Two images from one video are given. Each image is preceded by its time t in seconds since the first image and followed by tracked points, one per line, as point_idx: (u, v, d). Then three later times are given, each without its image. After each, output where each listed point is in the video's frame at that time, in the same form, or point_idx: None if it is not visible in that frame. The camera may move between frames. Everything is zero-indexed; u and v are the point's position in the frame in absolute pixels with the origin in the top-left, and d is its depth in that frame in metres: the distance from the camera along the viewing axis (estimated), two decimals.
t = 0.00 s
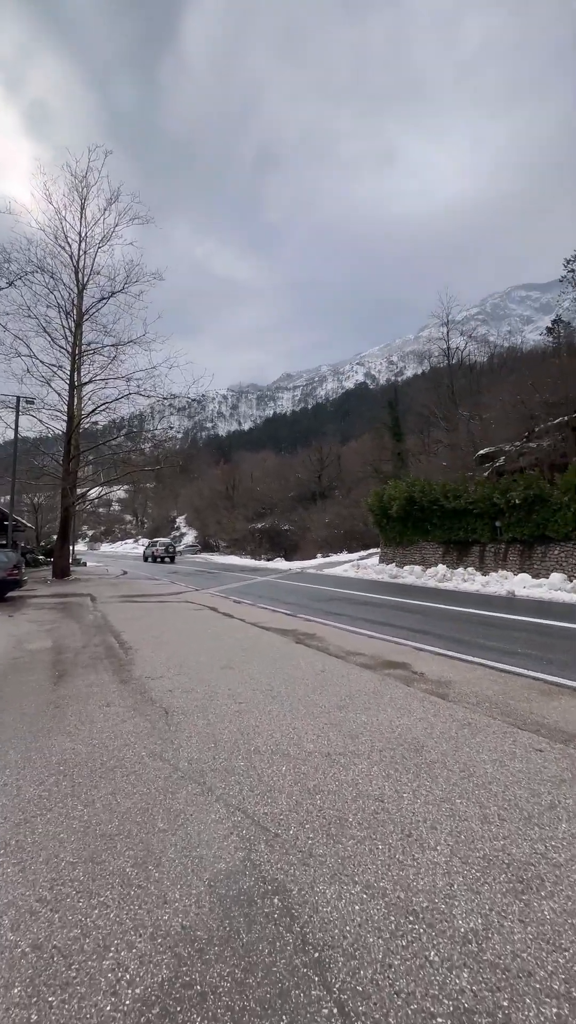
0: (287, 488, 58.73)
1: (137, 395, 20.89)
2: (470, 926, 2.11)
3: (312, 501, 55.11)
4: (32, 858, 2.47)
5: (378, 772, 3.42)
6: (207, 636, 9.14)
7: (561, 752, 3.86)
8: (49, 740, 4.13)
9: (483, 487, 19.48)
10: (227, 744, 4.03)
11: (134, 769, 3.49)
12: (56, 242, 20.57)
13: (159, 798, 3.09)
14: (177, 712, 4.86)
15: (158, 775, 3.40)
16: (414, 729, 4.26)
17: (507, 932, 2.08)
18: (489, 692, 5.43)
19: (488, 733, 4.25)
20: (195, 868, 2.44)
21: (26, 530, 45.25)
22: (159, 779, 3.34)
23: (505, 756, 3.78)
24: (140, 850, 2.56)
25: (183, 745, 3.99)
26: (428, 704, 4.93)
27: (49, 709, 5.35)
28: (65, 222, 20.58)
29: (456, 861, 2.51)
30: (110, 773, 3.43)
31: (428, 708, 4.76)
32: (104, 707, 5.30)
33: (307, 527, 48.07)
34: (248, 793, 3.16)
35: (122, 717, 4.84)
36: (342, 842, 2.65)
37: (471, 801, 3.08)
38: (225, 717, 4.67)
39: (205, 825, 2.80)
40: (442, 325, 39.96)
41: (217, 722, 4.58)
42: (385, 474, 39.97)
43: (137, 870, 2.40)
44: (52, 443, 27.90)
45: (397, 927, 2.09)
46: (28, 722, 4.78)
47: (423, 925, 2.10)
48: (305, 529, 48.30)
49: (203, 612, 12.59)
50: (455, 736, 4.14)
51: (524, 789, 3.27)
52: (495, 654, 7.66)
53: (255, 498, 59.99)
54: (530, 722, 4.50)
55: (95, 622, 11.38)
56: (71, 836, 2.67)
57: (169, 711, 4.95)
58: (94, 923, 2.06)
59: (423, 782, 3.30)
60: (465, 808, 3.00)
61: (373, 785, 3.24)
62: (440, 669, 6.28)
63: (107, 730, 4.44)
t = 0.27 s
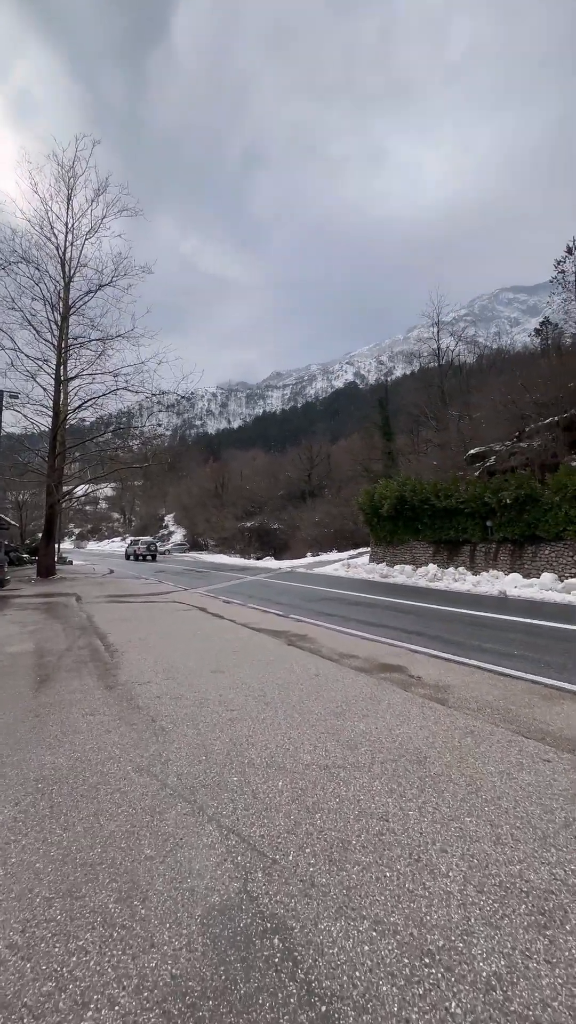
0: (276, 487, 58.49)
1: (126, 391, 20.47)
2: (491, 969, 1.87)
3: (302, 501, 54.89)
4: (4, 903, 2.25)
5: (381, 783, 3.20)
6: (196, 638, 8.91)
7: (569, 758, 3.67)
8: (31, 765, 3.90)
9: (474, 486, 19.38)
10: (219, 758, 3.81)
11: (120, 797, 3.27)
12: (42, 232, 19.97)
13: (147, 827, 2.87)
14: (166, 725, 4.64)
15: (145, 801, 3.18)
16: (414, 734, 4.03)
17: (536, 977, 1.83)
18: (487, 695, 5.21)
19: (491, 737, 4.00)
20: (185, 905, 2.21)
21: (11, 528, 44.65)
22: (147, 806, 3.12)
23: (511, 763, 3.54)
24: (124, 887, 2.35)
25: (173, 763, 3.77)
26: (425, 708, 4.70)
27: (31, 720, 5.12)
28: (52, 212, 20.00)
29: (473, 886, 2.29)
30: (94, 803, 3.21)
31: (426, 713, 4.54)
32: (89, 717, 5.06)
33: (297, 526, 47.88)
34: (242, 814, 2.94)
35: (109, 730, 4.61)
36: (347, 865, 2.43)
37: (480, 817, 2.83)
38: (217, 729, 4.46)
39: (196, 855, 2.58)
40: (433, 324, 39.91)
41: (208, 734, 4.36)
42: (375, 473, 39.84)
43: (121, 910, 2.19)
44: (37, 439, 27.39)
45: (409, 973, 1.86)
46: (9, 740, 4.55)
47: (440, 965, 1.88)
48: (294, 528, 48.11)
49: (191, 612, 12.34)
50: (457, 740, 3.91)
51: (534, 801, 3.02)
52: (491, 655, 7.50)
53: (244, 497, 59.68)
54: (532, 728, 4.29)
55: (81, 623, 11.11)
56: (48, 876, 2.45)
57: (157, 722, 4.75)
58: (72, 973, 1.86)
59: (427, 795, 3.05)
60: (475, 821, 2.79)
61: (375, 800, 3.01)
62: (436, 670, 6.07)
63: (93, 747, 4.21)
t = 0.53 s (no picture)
0: (278, 484, 58.26)
1: (126, 384, 20.00)
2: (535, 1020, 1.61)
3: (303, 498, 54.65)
4: None
5: (395, 791, 2.98)
6: (197, 637, 8.71)
7: None
8: (24, 781, 3.70)
9: (479, 482, 19.13)
10: (222, 767, 3.59)
11: (117, 815, 3.06)
12: (39, 221, 19.61)
13: (144, 849, 2.66)
14: (166, 730, 4.44)
15: (144, 819, 2.97)
16: (427, 738, 3.79)
17: None
18: (502, 696, 4.97)
19: (509, 742, 3.75)
20: (185, 938, 2.00)
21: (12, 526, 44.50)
22: (145, 825, 2.91)
23: (533, 771, 3.29)
24: (118, 919, 2.14)
25: (174, 774, 3.56)
26: (437, 709, 4.47)
27: (26, 725, 4.91)
28: (49, 200, 19.75)
29: (504, 912, 2.05)
30: (89, 822, 3.00)
31: (438, 715, 4.30)
32: (86, 722, 4.85)
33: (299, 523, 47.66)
34: (247, 831, 2.72)
35: (107, 737, 4.40)
36: (364, 888, 2.21)
37: (505, 833, 2.57)
38: (219, 734, 4.26)
39: (198, 879, 2.37)
40: (435, 319, 39.56)
41: (210, 740, 4.16)
42: (377, 470, 39.57)
43: (115, 947, 1.98)
44: (37, 436, 27.19)
45: None
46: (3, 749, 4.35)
47: (475, 1015, 1.63)
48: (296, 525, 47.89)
49: (192, 610, 12.13)
50: (472, 746, 3.67)
51: (561, 814, 2.77)
52: (501, 655, 7.27)
53: (245, 494, 59.44)
54: (552, 732, 4.05)
55: (80, 621, 10.92)
56: (35, 913, 2.24)
57: (157, 728, 4.55)
58: None
59: (445, 807, 2.80)
60: (501, 836, 2.55)
61: (389, 812, 2.77)
62: (447, 671, 5.83)
63: (90, 757, 4.01)
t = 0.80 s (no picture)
0: (296, 480, 57.97)
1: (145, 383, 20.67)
2: None
3: (323, 493, 54.26)
4: None
5: (442, 810, 2.68)
6: (220, 635, 8.51)
7: None
8: (42, 790, 3.52)
9: (506, 475, 18.59)
10: (248, 778, 3.35)
11: (137, 835, 2.83)
12: (57, 223, 20.17)
13: (167, 874, 2.42)
14: (189, 735, 4.22)
15: (166, 840, 2.73)
16: (469, 748, 3.49)
17: None
18: (546, 700, 4.63)
19: (562, 754, 3.43)
20: (213, 988, 1.75)
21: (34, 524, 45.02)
22: (168, 846, 2.68)
23: None
24: (139, 961, 1.91)
25: (196, 786, 3.31)
26: (477, 715, 4.16)
27: (44, 729, 4.73)
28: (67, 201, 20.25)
29: None
30: (109, 842, 2.78)
31: (480, 722, 3.99)
32: (106, 727, 4.64)
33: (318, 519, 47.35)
34: (279, 854, 2.47)
35: (130, 743, 4.21)
36: (416, 928, 1.92)
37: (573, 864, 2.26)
38: (245, 740, 4.02)
39: (226, 911, 2.12)
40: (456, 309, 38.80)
41: (236, 746, 3.92)
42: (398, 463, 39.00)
43: (135, 994, 1.76)
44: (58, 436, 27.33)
45: None
46: (21, 754, 4.19)
47: None
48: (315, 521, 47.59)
49: (214, 607, 11.95)
50: (522, 758, 3.36)
51: None
52: (538, 654, 6.91)
53: (264, 489, 59.34)
54: None
55: (101, 619, 10.81)
56: (47, 951, 2.03)
57: (179, 732, 4.34)
58: None
59: (499, 830, 2.50)
60: (567, 867, 2.24)
61: (436, 835, 2.48)
62: (484, 672, 5.51)
63: (111, 764, 3.80)
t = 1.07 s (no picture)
0: (326, 474, 57.57)
1: (172, 377, 21.62)
2: None
3: (353, 487, 53.73)
4: None
5: (510, 839, 2.40)
6: (254, 633, 8.33)
7: None
8: (77, 802, 3.37)
9: (547, 464, 17.89)
10: (292, 792, 3.13)
11: (176, 857, 2.63)
12: (85, 228, 21.71)
13: (209, 906, 2.21)
14: (227, 742, 4.02)
15: (207, 864, 2.53)
16: (533, 764, 3.19)
17: None
18: None
19: None
20: None
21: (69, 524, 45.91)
22: (209, 871, 2.47)
23: None
24: (181, 1014, 1.72)
25: (237, 801, 3.11)
26: (537, 725, 3.84)
27: (80, 733, 4.61)
28: (93, 206, 21.78)
29: None
30: (146, 866, 2.60)
31: (541, 733, 3.68)
32: (142, 732, 4.49)
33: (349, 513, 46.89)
34: (330, 885, 2.24)
35: (166, 750, 4.04)
36: (495, 987, 1.67)
37: None
38: (285, 748, 3.82)
39: (275, 956, 1.89)
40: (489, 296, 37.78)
41: (276, 755, 3.71)
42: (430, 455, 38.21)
43: None
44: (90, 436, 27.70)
45: None
46: (57, 760, 4.07)
47: None
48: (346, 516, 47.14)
49: (247, 605, 11.78)
50: None
51: None
52: None
53: (293, 485, 59.11)
54: None
55: (135, 618, 10.76)
56: (81, 998, 1.85)
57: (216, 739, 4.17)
58: None
59: None
60: None
61: (506, 869, 2.21)
62: (539, 676, 5.16)
63: (147, 773, 3.64)
